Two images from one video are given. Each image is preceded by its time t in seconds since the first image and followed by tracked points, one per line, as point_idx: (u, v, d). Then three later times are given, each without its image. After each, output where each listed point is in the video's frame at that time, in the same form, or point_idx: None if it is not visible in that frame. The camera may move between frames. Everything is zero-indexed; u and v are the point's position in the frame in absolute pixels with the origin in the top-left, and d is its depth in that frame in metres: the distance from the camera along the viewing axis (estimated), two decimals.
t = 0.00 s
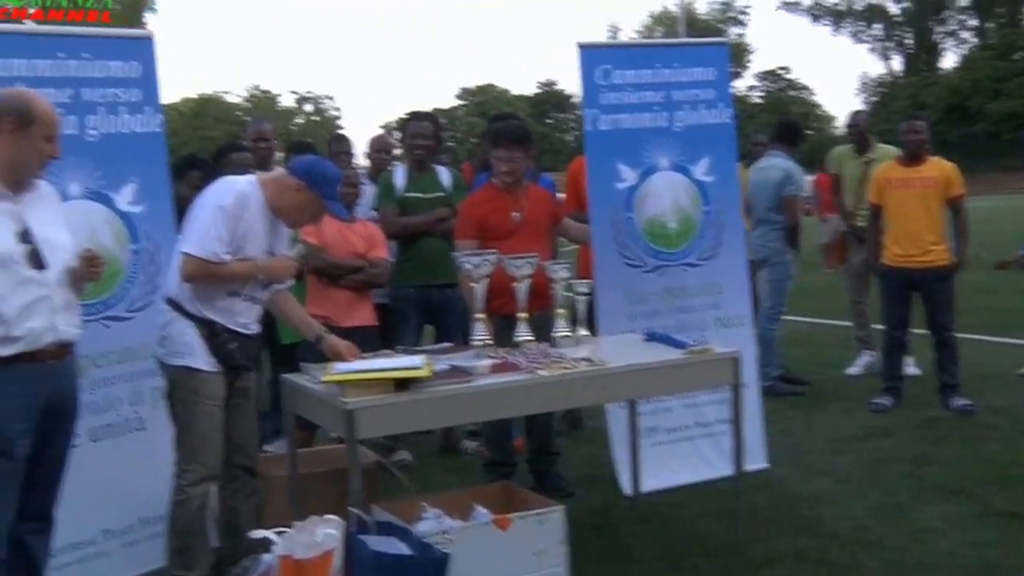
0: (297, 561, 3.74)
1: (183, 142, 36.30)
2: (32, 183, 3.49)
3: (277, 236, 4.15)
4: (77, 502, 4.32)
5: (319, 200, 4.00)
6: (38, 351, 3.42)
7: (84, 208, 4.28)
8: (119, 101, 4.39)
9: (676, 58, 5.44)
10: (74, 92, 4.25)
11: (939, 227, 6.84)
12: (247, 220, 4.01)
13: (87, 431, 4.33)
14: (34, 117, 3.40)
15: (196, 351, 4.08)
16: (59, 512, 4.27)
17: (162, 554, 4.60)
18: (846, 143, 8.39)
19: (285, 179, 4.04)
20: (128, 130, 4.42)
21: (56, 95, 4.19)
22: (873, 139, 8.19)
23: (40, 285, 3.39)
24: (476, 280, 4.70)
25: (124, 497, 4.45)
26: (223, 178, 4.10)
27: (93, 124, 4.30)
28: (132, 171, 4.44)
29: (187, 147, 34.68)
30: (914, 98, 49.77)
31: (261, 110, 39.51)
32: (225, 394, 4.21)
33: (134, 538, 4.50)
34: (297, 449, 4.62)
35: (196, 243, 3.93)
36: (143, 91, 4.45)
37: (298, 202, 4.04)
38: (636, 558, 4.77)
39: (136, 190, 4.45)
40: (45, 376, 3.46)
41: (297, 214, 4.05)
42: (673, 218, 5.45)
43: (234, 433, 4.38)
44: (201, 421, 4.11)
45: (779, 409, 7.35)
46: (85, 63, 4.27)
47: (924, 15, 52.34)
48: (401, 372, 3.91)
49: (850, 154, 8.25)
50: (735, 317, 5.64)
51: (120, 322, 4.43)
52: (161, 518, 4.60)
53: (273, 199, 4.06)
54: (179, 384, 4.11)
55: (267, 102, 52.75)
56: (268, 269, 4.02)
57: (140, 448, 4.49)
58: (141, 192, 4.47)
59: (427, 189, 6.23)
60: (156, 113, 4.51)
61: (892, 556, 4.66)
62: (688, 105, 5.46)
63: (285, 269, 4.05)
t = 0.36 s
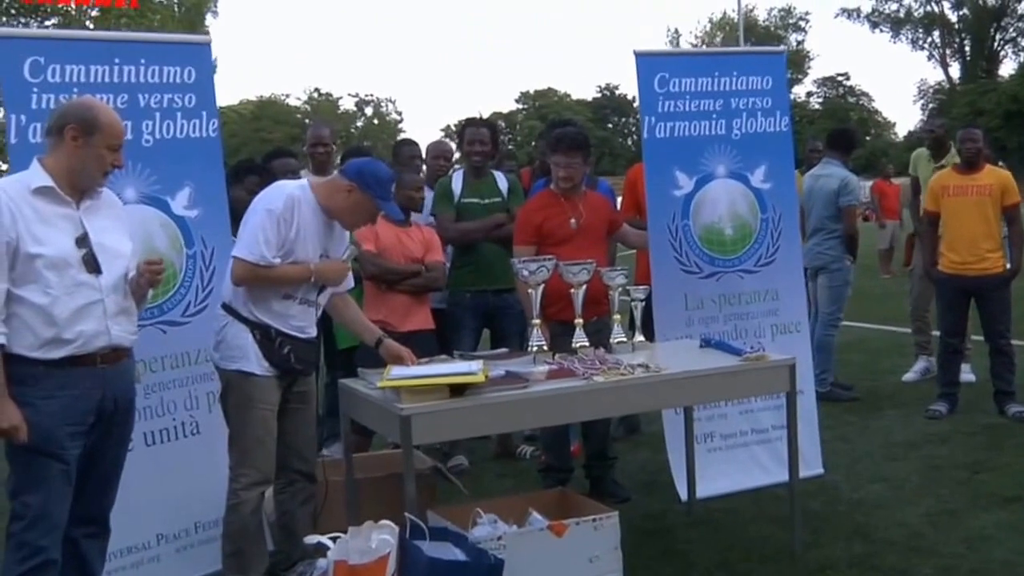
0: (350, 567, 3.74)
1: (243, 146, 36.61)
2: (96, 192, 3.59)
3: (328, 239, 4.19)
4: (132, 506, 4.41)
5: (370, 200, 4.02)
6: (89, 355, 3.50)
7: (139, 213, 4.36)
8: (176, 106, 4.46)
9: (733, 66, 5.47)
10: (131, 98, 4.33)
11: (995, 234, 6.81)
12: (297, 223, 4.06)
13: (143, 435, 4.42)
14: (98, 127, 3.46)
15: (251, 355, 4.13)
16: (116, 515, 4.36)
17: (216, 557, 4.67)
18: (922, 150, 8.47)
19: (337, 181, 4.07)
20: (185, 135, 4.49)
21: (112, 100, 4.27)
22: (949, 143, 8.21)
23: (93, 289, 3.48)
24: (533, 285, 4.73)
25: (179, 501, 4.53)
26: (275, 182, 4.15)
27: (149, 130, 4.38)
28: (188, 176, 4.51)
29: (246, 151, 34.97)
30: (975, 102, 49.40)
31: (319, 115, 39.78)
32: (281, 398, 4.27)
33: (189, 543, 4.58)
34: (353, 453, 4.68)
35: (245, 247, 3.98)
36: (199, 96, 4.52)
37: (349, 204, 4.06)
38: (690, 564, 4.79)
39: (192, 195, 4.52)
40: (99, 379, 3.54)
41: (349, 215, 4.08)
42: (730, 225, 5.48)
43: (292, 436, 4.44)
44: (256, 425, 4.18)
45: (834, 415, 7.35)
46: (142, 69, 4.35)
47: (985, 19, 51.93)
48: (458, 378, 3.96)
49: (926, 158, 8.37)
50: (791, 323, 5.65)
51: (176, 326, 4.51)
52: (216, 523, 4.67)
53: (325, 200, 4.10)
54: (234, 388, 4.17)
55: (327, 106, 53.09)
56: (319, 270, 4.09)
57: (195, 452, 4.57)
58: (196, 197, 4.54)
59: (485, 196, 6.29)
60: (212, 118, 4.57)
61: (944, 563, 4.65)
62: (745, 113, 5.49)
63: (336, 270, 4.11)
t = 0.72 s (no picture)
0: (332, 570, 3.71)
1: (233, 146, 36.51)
2: (75, 194, 3.56)
3: (306, 234, 4.16)
4: (115, 508, 4.37)
5: (337, 184, 4.02)
6: (67, 356, 3.46)
7: (123, 215, 4.31)
8: (161, 107, 4.42)
9: (722, 69, 5.44)
10: (115, 98, 4.29)
11: (985, 240, 6.80)
12: (266, 220, 4.04)
13: (126, 437, 4.38)
14: (74, 129, 3.43)
15: (234, 358, 4.09)
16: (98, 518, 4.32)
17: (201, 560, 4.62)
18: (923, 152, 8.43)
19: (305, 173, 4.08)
20: (170, 137, 4.44)
21: (95, 100, 4.23)
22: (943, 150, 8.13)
23: (70, 290, 3.44)
24: (518, 289, 4.69)
25: (163, 503, 4.48)
26: (247, 184, 4.15)
27: (134, 130, 4.34)
28: (173, 178, 4.46)
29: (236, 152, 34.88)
30: (967, 106, 49.45)
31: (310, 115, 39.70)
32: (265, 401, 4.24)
33: (174, 545, 4.53)
34: (337, 457, 4.64)
35: (215, 248, 3.98)
36: (184, 97, 4.48)
37: (318, 192, 4.06)
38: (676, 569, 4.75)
39: (177, 197, 4.47)
40: (77, 381, 3.50)
41: (319, 206, 4.07)
42: (717, 228, 5.45)
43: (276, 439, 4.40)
44: (239, 428, 4.13)
45: (822, 420, 7.31)
46: (126, 69, 4.32)
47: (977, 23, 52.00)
48: (442, 382, 3.92)
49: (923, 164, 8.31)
50: (778, 327, 5.62)
51: (160, 329, 4.46)
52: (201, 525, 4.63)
53: (294, 195, 4.10)
54: (216, 390, 4.13)
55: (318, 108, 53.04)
56: (293, 262, 4.08)
57: (180, 454, 4.53)
58: (182, 199, 4.49)
59: (470, 197, 6.27)
60: (198, 120, 4.52)
61: (933, 569, 4.62)
62: (733, 116, 5.45)
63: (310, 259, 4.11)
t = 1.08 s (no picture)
0: (317, 571, 3.61)
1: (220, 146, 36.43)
2: (54, 189, 3.53)
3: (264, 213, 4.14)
4: (101, 509, 4.33)
5: (262, 142, 4.09)
6: (50, 354, 3.42)
7: (108, 214, 4.28)
8: (145, 106, 4.39)
9: (708, 68, 5.41)
10: (100, 97, 4.26)
11: (975, 242, 6.77)
12: (222, 209, 4.01)
13: (112, 437, 4.34)
14: (47, 123, 3.40)
15: (220, 361, 4.05)
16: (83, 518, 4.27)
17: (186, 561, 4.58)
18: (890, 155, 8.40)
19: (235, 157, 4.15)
20: (155, 135, 4.41)
21: (81, 99, 4.20)
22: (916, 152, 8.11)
23: (53, 287, 3.41)
24: (503, 290, 4.66)
25: (149, 503, 4.44)
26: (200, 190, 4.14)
27: (119, 129, 4.31)
28: (159, 177, 4.42)
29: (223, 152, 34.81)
30: (956, 109, 49.53)
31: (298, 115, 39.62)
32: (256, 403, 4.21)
33: (160, 545, 4.49)
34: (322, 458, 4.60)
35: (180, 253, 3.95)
36: (169, 96, 4.45)
37: (252, 165, 4.12)
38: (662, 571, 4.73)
39: (162, 196, 4.43)
40: (60, 380, 3.46)
41: (260, 175, 4.12)
42: (704, 228, 5.42)
43: (262, 441, 4.36)
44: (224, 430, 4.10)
45: (809, 422, 7.29)
46: (110, 67, 4.29)
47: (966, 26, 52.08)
48: (426, 382, 3.89)
49: (891, 165, 8.25)
50: (765, 329, 5.59)
51: (146, 328, 4.42)
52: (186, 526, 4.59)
53: (238, 181, 4.13)
54: (202, 391, 4.10)
55: (307, 107, 52.99)
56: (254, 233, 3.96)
57: (166, 455, 4.49)
58: (167, 198, 4.45)
59: (457, 198, 6.23)
60: (183, 119, 4.49)
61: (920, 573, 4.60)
62: (720, 115, 5.43)
63: (276, 222, 3.98)
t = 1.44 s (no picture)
0: (309, 569, 3.60)
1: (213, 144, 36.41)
2: (40, 183, 3.52)
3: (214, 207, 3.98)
4: (93, 508, 4.31)
5: (197, 135, 3.90)
6: (38, 353, 3.41)
7: (101, 211, 4.26)
8: (139, 104, 4.36)
9: (702, 67, 5.40)
10: (93, 95, 4.24)
11: (970, 242, 6.77)
12: (180, 209, 3.83)
13: (106, 435, 4.32)
14: (21, 112, 3.38)
15: (203, 367, 3.92)
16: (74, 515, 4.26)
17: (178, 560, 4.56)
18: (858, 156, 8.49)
19: (172, 158, 3.95)
20: (148, 133, 4.38)
21: (74, 97, 4.19)
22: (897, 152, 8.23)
23: (40, 285, 3.40)
24: (496, 289, 4.65)
25: (141, 502, 4.41)
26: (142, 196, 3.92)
27: (112, 128, 4.29)
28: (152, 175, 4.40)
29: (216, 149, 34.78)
30: (950, 109, 49.62)
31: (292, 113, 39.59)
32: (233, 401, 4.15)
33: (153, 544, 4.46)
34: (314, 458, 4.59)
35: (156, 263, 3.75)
36: (163, 94, 4.41)
37: (192, 162, 3.93)
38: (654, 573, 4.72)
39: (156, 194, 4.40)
40: (47, 378, 3.44)
41: (202, 167, 3.94)
42: (696, 228, 5.41)
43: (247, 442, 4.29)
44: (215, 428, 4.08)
45: (802, 423, 7.28)
46: (104, 65, 4.27)
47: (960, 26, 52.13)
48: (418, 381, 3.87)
49: (869, 166, 8.38)
50: (758, 329, 5.59)
51: (139, 326, 4.39)
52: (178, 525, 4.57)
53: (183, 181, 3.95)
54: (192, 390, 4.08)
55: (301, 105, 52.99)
56: (222, 229, 3.81)
57: (160, 452, 4.46)
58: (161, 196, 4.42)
59: (448, 197, 6.22)
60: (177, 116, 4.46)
61: None
62: (714, 114, 5.42)
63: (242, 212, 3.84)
